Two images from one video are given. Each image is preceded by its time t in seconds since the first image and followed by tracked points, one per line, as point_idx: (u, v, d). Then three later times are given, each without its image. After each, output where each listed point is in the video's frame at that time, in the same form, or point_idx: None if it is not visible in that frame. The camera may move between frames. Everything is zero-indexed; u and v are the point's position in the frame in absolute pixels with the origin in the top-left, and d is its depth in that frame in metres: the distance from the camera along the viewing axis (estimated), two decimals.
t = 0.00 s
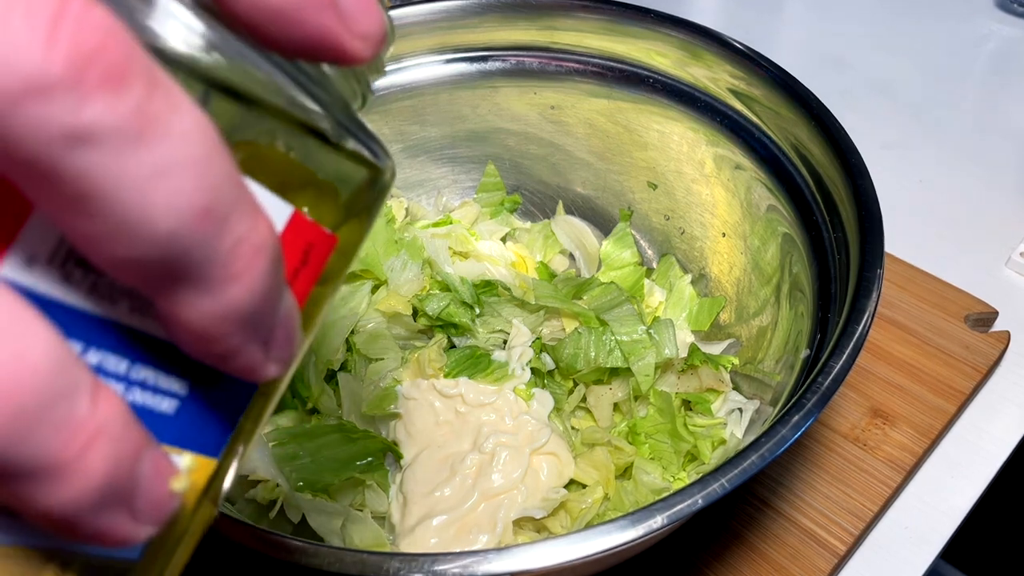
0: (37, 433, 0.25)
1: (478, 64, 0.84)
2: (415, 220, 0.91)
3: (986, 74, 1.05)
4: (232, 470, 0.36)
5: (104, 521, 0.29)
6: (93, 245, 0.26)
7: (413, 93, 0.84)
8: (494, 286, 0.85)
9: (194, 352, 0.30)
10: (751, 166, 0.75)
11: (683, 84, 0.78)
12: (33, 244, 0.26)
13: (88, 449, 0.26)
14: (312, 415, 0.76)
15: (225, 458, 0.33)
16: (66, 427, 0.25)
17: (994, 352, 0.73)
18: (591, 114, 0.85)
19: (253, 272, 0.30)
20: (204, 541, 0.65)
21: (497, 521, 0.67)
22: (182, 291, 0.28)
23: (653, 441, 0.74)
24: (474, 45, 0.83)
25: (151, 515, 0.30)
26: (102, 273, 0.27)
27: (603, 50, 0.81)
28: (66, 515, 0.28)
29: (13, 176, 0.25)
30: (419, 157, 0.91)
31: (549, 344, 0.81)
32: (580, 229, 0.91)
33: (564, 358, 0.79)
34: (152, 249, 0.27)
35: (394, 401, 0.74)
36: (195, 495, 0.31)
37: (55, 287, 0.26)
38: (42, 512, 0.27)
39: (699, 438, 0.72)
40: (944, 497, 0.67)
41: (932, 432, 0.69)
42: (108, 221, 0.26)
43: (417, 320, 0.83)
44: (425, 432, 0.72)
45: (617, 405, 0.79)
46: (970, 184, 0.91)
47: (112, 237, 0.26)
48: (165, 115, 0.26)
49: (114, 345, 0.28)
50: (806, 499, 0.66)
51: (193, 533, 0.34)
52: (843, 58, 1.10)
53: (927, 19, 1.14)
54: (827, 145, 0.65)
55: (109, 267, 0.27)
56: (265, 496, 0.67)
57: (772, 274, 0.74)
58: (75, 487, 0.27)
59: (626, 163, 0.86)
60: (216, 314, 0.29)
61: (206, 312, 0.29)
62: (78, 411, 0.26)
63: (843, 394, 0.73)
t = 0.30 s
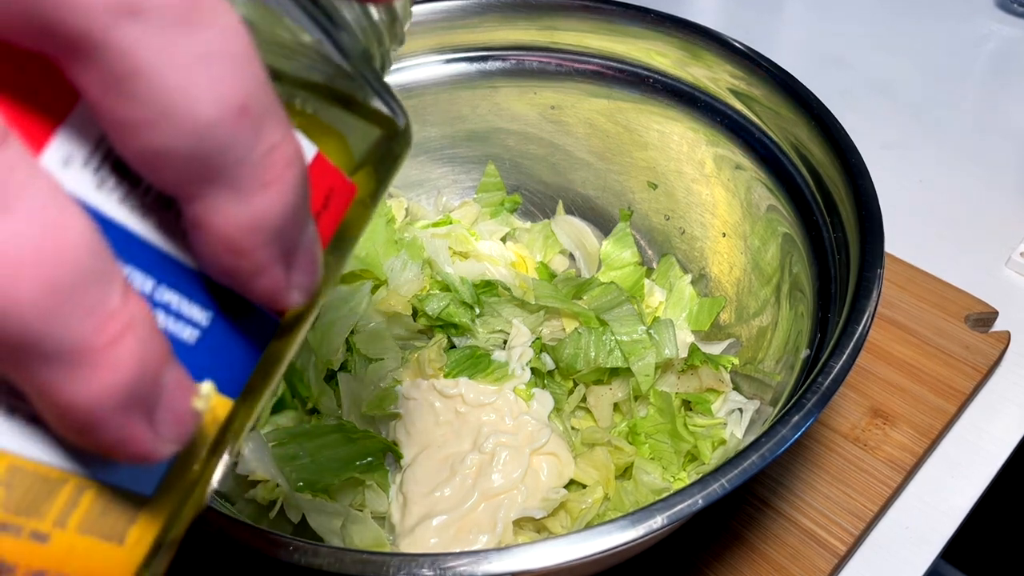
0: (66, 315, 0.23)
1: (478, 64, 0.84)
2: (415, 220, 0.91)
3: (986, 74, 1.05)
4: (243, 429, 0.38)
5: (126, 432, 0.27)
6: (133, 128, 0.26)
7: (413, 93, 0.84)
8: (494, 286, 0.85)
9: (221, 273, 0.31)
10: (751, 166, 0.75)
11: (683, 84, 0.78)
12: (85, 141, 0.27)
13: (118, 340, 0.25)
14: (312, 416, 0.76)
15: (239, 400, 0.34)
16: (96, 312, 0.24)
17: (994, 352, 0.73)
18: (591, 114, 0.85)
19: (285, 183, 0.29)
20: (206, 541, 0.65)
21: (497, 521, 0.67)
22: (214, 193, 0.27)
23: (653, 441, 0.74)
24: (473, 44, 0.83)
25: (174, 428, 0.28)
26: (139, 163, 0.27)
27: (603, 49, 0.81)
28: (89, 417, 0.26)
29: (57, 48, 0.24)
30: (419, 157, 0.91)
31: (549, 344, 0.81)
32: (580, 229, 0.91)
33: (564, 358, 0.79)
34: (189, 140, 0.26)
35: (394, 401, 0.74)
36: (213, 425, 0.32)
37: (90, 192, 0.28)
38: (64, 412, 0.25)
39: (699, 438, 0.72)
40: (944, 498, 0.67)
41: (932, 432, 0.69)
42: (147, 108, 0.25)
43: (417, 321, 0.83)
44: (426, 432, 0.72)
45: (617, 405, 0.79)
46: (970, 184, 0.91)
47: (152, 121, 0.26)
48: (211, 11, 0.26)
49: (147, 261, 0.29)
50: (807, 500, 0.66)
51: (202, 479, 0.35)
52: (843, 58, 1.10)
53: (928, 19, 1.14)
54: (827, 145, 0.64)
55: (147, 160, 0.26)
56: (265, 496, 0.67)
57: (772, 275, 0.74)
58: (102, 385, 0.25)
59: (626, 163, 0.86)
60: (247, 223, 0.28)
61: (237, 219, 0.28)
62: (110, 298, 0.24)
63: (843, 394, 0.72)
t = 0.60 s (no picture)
0: (105, 240, 0.24)
1: (478, 63, 0.83)
2: (415, 220, 0.91)
3: (986, 74, 1.05)
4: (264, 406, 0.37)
5: (157, 371, 0.27)
6: (173, 66, 0.26)
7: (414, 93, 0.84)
8: (494, 286, 0.85)
9: (249, 225, 0.31)
10: (752, 166, 0.75)
11: (683, 84, 0.78)
12: (129, 80, 0.27)
13: (156, 274, 0.25)
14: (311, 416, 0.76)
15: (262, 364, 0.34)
16: (137, 243, 0.24)
17: (995, 352, 0.73)
18: (591, 114, 0.85)
19: (315, 132, 0.29)
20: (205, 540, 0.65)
21: (496, 521, 0.67)
22: (249, 137, 0.28)
23: (653, 441, 0.74)
24: (473, 44, 0.83)
25: (203, 372, 0.28)
26: (177, 104, 0.27)
27: (603, 49, 0.81)
28: (120, 353, 0.26)
29: None
30: (419, 157, 0.91)
31: (549, 344, 0.81)
32: (580, 229, 0.91)
33: (564, 359, 0.79)
34: (229, 79, 0.27)
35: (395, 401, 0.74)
36: (238, 383, 0.32)
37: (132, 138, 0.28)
38: (96, 345, 0.26)
39: (699, 438, 0.72)
40: (945, 498, 0.66)
41: (933, 432, 0.69)
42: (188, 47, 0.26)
43: (417, 321, 0.83)
44: (426, 432, 0.72)
45: (618, 406, 0.79)
46: (971, 184, 0.91)
47: (191, 59, 0.26)
48: None
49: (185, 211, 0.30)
50: (807, 500, 0.66)
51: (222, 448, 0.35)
52: (843, 58, 1.10)
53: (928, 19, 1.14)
54: (827, 145, 0.64)
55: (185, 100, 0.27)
56: (265, 496, 0.67)
57: (772, 275, 0.74)
58: (137, 318, 0.25)
59: (626, 163, 0.86)
60: (276, 167, 0.29)
61: (270, 164, 0.29)
62: (150, 229, 0.25)
63: (844, 394, 0.72)
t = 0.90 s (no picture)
0: (146, 167, 0.28)
1: (478, 63, 0.83)
2: (415, 220, 0.91)
3: (987, 74, 1.05)
4: (319, 260, 0.39)
5: (219, 271, 0.32)
6: None
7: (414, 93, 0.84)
8: (494, 286, 0.85)
9: (289, 119, 0.35)
10: (752, 165, 0.75)
11: (683, 84, 0.78)
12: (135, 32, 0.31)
13: (198, 191, 0.29)
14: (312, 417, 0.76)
15: (313, 225, 0.37)
16: (175, 166, 0.28)
17: (995, 352, 0.73)
18: (591, 114, 0.84)
19: (325, 21, 0.33)
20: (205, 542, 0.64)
21: (496, 521, 0.67)
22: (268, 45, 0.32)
23: (654, 441, 0.74)
24: (473, 44, 0.82)
25: (257, 259, 0.33)
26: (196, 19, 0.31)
27: (602, 49, 0.81)
28: (184, 262, 0.30)
29: None
30: (419, 157, 0.91)
31: (549, 344, 0.81)
32: (580, 230, 0.91)
33: (564, 359, 0.79)
34: None
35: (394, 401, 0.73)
36: (292, 252, 0.35)
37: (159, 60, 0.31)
38: (160, 260, 0.30)
39: (700, 438, 0.71)
40: (946, 498, 0.66)
41: (934, 432, 0.69)
42: None
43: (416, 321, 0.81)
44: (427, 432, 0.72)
45: (618, 406, 0.79)
46: (971, 184, 0.91)
47: None
48: None
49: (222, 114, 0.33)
50: (807, 500, 0.66)
51: (279, 319, 0.37)
52: (844, 58, 1.09)
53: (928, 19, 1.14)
54: (828, 145, 0.64)
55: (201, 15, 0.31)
56: (265, 497, 0.67)
57: (772, 275, 0.74)
58: (190, 233, 0.30)
59: (626, 163, 0.86)
60: (298, 64, 0.32)
61: (293, 65, 0.32)
62: (182, 154, 0.29)
63: (844, 395, 0.72)
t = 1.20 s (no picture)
0: None
1: (478, 64, 0.84)
2: (415, 220, 0.91)
3: (985, 75, 1.06)
4: None
5: None
6: None
7: (414, 94, 0.84)
8: (494, 286, 0.85)
9: None
10: (750, 166, 0.75)
11: (682, 85, 0.79)
12: None
13: None
14: (313, 414, 0.79)
15: None
16: None
17: (993, 352, 0.74)
18: (591, 114, 0.85)
19: None
20: (209, 540, 0.65)
21: (497, 520, 0.67)
22: None
23: (652, 441, 0.74)
24: (473, 45, 0.84)
25: None
26: None
27: (602, 50, 0.81)
28: None
29: None
30: (419, 158, 0.91)
31: (549, 344, 0.81)
32: (580, 230, 0.91)
33: (563, 358, 0.79)
34: None
35: (394, 401, 0.75)
36: None
37: None
38: None
39: (699, 437, 0.72)
40: (944, 497, 0.67)
41: (931, 432, 0.69)
42: None
43: (417, 320, 0.83)
44: (425, 434, 0.73)
45: (617, 405, 0.79)
46: (969, 185, 0.92)
47: None
48: None
49: None
50: (805, 498, 0.66)
51: None
52: (843, 59, 1.10)
53: (927, 20, 1.15)
54: (826, 147, 0.65)
55: None
56: (266, 495, 0.68)
57: (771, 274, 0.74)
58: None
59: (626, 164, 0.87)
60: None
61: None
62: None
63: (843, 394, 0.73)
